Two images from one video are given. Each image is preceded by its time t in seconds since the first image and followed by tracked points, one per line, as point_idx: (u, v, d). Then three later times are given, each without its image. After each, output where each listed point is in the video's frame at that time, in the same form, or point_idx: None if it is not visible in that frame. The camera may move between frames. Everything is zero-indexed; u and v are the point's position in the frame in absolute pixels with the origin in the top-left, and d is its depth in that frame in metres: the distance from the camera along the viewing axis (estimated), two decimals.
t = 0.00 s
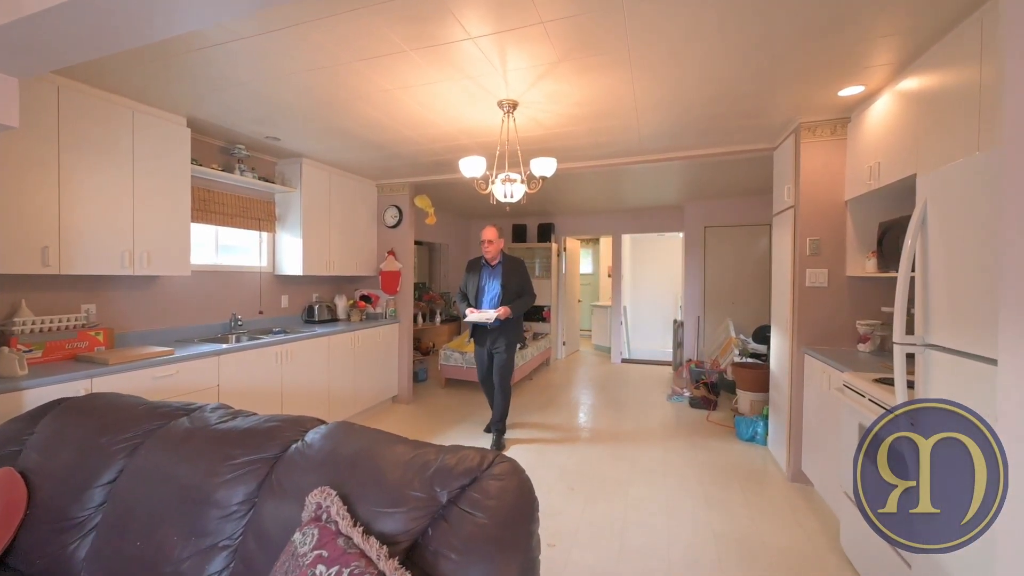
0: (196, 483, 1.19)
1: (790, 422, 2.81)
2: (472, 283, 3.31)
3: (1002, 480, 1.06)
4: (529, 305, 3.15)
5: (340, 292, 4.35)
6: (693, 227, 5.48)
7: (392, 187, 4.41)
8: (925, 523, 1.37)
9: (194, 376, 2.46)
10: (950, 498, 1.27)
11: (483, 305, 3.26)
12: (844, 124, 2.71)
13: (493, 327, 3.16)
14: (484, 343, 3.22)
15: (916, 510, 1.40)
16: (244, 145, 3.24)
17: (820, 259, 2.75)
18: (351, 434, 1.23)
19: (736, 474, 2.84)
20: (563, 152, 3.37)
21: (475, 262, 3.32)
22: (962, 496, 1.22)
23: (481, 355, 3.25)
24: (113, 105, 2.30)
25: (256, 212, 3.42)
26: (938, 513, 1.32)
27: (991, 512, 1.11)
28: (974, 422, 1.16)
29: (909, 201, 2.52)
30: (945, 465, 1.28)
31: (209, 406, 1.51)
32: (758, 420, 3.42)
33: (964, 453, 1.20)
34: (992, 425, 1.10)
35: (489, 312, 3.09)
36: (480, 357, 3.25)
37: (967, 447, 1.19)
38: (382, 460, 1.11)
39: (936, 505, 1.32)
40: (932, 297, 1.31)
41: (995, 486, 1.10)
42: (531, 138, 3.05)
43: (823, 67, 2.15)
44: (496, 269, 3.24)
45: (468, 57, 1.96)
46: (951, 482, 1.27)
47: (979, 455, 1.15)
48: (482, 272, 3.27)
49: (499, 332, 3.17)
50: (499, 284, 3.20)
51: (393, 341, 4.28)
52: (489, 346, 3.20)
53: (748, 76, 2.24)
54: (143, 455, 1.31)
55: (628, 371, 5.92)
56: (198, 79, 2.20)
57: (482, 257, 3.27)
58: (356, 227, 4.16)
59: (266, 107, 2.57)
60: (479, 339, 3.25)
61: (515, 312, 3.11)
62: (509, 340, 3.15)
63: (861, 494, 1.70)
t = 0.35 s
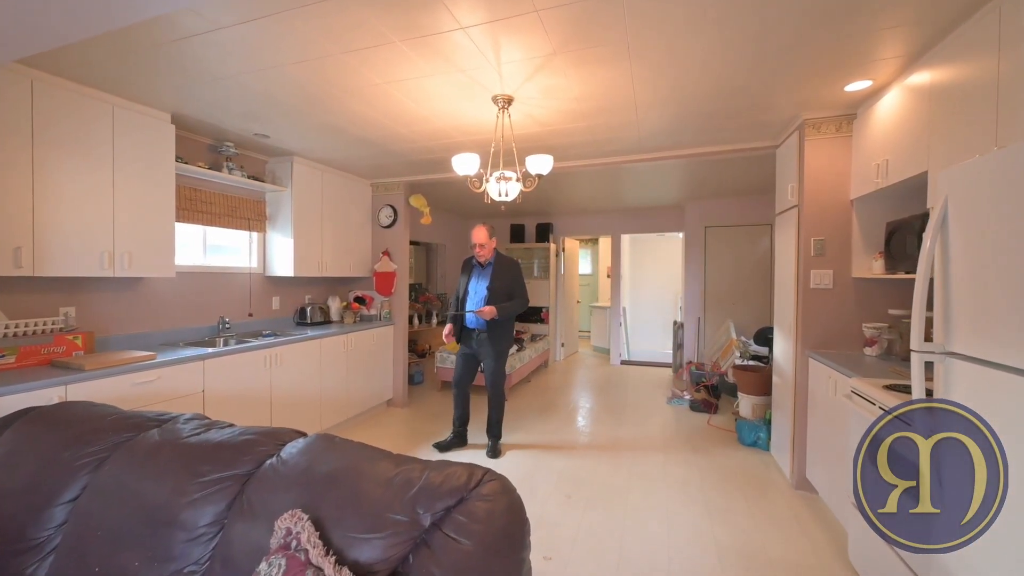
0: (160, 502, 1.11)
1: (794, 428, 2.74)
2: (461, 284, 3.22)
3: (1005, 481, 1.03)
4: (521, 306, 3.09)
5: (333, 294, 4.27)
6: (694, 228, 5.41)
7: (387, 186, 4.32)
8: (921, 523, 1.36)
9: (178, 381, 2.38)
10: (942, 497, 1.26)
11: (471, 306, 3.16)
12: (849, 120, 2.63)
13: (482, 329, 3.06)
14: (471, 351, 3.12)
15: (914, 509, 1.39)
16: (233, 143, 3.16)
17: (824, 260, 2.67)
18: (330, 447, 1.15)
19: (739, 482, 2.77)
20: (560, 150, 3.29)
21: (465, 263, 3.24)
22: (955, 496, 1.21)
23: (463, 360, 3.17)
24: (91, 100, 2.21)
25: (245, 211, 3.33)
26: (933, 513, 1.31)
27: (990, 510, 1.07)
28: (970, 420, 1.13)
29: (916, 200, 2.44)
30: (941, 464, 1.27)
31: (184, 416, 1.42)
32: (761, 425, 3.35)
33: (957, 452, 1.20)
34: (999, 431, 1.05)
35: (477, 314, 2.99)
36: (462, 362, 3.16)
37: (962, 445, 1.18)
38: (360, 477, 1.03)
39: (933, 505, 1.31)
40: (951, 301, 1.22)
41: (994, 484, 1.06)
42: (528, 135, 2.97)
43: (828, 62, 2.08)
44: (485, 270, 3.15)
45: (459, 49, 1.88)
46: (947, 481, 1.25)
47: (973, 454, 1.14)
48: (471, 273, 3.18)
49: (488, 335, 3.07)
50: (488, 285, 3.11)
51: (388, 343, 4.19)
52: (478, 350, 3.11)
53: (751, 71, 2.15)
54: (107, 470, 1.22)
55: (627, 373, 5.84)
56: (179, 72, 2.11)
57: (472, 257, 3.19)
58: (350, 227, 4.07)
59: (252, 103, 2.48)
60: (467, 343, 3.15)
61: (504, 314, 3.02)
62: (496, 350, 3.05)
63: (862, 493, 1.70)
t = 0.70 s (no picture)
0: (118, 532, 1.02)
1: (796, 436, 2.67)
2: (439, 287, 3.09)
3: (1005, 483, 1.01)
4: (502, 311, 2.99)
5: (326, 297, 4.17)
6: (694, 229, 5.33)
7: (381, 186, 4.23)
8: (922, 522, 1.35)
9: (159, 390, 2.28)
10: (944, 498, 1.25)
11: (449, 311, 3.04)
12: (853, 120, 2.55)
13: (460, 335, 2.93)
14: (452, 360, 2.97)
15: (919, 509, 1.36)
16: (220, 141, 3.07)
17: (828, 263, 2.59)
18: (307, 468, 1.06)
19: (740, 492, 2.70)
20: (557, 149, 3.20)
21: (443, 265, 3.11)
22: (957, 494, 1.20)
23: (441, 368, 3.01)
24: (65, 97, 2.12)
25: (233, 212, 3.24)
26: (933, 512, 1.30)
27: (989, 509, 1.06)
28: (970, 420, 1.11)
29: (923, 202, 2.37)
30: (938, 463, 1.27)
31: (153, 432, 1.33)
32: (762, 431, 3.29)
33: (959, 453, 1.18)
34: (1003, 435, 1.02)
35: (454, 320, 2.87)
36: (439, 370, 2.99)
37: (959, 445, 1.18)
38: (336, 505, 0.94)
39: (934, 505, 1.31)
40: (976, 310, 1.12)
41: (994, 484, 1.05)
42: (524, 133, 2.88)
43: (833, 60, 2.00)
44: (464, 273, 3.03)
45: (449, 43, 1.79)
46: (947, 481, 1.24)
47: (972, 454, 1.12)
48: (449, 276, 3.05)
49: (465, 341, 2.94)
50: (467, 289, 2.99)
51: (381, 347, 4.10)
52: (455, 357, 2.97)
53: (754, 67, 2.07)
54: (66, 493, 1.13)
55: (626, 376, 5.77)
56: (157, 67, 2.02)
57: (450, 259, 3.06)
58: (343, 228, 3.98)
59: (237, 100, 2.39)
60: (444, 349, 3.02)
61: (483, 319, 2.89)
62: (477, 358, 2.92)
63: (862, 493, 1.68)
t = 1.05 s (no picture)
0: None
1: (754, 435, 2.72)
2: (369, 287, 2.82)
3: (1005, 481, 0.92)
4: (440, 313, 2.73)
5: (276, 298, 3.89)
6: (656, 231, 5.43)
7: (337, 182, 4.00)
8: (909, 527, 1.23)
9: (72, 406, 2.01)
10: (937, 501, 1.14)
11: (380, 314, 2.76)
12: (809, 128, 2.63)
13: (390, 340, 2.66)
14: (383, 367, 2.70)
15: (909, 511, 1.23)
16: (152, 128, 2.77)
17: (785, 266, 2.66)
18: (239, 502, 0.92)
19: (702, 492, 2.72)
20: (523, 147, 3.13)
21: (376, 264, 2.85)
22: (950, 496, 1.09)
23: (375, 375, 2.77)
24: None
25: (167, 206, 2.94)
26: (923, 516, 1.18)
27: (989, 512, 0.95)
28: (966, 419, 1.02)
29: (871, 209, 2.47)
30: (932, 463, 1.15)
31: (51, 464, 1.13)
32: (721, 429, 3.39)
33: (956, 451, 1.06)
34: (999, 432, 0.93)
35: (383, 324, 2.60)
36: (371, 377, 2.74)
37: (955, 442, 1.06)
38: (272, 548, 0.80)
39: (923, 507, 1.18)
40: (939, 318, 1.11)
41: (995, 485, 0.94)
42: (489, 129, 2.78)
43: (792, 68, 2.04)
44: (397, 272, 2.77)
45: (409, 28, 1.67)
46: (940, 482, 1.12)
47: (966, 451, 1.03)
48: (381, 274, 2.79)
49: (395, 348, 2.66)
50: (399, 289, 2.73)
51: (337, 352, 3.87)
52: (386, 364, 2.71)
53: (719, 72, 2.08)
54: None
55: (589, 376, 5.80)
56: (67, 38, 1.76)
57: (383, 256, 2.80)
58: (295, 225, 3.73)
59: (169, 81, 2.15)
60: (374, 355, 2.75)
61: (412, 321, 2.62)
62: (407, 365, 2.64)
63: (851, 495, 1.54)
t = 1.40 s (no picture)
0: None
1: (661, 426, 2.90)
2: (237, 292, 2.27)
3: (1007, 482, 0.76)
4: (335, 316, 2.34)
5: (141, 301, 3.26)
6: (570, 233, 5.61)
7: (224, 166, 3.48)
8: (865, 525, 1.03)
9: None
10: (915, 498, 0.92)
11: (256, 323, 2.26)
12: (707, 142, 2.87)
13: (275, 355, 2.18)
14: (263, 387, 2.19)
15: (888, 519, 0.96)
16: None
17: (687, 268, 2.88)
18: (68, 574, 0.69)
19: (615, 484, 2.84)
20: (442, 141, 2.99)
21: (246, 262, 2.32)
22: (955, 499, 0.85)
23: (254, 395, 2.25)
24: None
25: None
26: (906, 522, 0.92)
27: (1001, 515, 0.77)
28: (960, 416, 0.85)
29: (756, 218, 2.78)
30: (894, 456, 0.97)
31: None
32: (630, 421, 3.58)
33: (938, 445, 0.88)
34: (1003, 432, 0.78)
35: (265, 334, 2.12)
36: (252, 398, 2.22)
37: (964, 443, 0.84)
38: None
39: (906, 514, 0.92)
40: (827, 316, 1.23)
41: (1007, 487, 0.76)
42: (405, 119, 2.60)
43: (696, 84, 2.20)
44: (275, 270, 2.30)
45: None
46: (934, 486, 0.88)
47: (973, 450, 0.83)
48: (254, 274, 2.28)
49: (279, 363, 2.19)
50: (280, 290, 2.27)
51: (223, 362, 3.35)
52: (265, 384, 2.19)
53: (634, 81, 2.16)
54: None
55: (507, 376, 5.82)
56: None
57: (255, 252, 2.32)
58: (168, 215, 3.16)
59: None
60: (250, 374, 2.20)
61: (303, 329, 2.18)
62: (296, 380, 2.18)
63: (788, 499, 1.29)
